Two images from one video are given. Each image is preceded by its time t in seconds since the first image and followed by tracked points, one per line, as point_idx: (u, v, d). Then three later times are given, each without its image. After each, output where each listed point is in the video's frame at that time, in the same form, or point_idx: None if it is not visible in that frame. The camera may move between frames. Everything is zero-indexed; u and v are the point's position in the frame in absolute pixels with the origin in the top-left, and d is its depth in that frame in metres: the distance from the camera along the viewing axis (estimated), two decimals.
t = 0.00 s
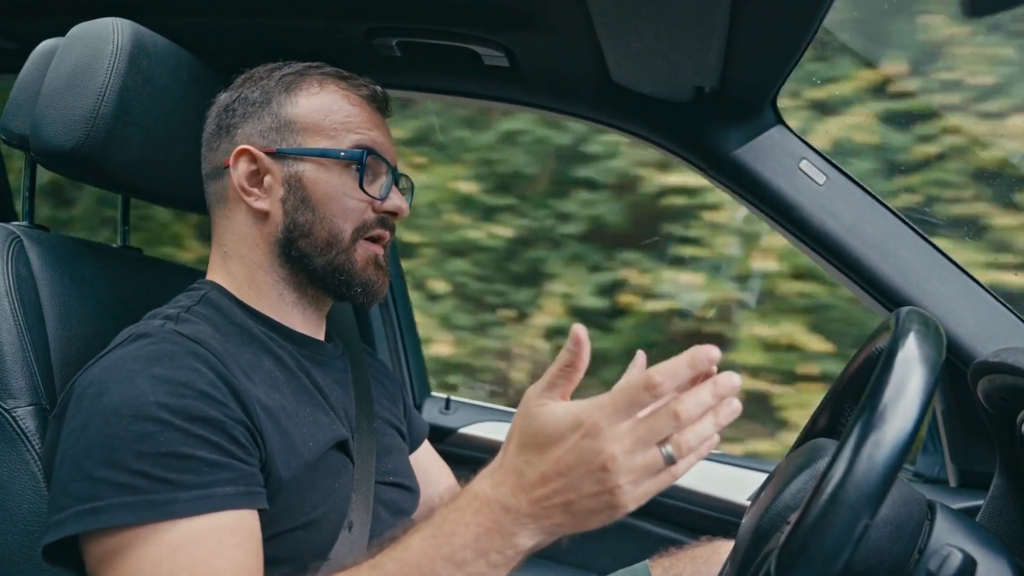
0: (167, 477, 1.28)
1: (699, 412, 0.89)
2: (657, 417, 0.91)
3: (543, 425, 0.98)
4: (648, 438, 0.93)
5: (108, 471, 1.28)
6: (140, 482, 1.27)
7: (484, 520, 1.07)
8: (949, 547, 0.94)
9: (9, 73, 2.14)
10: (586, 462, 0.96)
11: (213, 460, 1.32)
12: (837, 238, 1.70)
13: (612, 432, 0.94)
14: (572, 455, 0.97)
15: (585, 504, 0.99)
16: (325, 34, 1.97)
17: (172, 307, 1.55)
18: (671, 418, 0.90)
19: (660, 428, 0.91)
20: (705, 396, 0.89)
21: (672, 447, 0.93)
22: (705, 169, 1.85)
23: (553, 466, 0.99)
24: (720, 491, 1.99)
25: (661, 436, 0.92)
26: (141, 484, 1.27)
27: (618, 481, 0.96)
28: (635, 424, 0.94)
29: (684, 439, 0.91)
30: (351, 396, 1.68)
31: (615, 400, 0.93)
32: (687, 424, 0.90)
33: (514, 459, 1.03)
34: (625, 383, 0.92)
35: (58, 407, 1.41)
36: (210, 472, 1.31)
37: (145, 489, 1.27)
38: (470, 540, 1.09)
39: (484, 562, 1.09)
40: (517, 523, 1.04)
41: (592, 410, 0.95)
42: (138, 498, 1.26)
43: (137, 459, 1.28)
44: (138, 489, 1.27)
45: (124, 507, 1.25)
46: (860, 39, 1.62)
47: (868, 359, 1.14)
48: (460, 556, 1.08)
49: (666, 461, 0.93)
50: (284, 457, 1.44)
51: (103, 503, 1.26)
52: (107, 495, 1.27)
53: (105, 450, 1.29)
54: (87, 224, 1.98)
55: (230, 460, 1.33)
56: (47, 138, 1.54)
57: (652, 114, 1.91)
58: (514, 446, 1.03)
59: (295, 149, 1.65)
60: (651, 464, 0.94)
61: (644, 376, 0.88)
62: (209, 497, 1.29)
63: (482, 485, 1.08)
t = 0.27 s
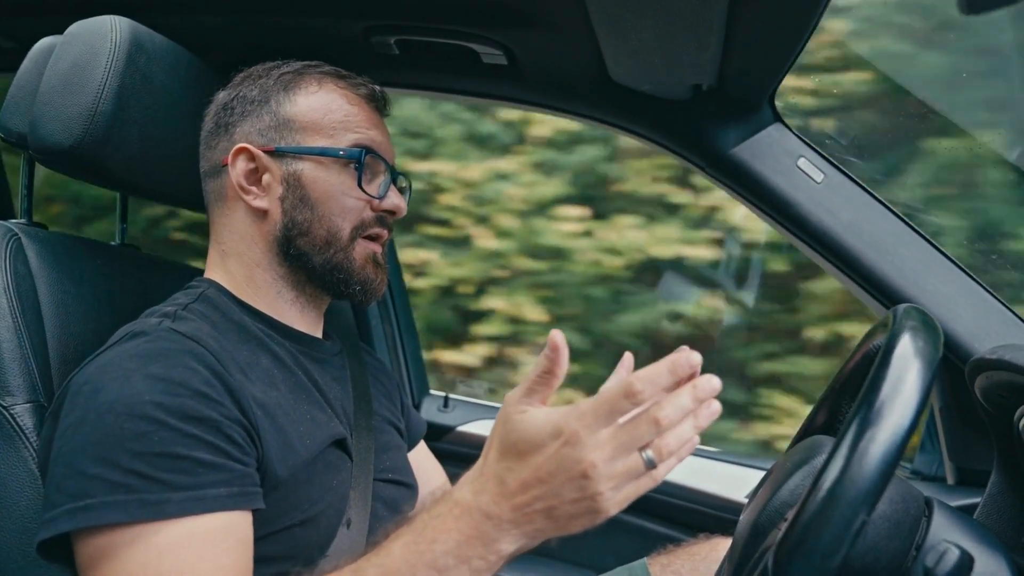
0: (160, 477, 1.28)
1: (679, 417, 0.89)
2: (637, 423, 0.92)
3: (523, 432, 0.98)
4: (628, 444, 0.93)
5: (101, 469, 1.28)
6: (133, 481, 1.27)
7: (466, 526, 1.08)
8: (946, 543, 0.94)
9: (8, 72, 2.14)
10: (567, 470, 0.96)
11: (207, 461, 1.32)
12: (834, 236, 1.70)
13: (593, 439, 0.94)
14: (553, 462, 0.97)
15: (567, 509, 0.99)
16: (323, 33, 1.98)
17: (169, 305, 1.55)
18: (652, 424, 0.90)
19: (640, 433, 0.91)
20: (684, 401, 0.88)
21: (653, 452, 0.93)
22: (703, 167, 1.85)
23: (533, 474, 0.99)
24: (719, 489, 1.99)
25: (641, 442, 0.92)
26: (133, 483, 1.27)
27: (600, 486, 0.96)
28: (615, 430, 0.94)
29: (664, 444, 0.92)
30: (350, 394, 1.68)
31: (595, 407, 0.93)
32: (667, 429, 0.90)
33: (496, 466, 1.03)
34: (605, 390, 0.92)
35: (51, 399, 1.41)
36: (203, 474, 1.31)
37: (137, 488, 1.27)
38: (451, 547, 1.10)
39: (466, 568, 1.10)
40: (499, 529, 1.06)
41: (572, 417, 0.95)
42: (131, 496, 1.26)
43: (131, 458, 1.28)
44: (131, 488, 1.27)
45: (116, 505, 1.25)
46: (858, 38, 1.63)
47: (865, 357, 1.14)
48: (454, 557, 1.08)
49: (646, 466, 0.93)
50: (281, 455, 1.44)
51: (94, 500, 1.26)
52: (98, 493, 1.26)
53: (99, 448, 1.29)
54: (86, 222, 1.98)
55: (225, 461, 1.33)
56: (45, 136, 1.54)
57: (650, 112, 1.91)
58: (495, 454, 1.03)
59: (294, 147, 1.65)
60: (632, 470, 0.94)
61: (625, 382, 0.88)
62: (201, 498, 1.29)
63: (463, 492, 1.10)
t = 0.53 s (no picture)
0: (155, 481, 1.28)
1: (670, 443, 0.89)
2: (627, 452, 0.91)
3: (511, 460, 0.97)
4: (618, 472, 0.92)
5: (96, 471, 1.27)
6: (129, 484, 1.27)
7: (452, 548, 1.09)
8: (948, 546, 0.94)
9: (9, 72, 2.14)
10: (556, 497, 0.96)
11: (203, 465, 1.32)
12: (834, 238, 1.70)
13: (583, 469, 0.94)
14: (541, 491, 0.96)
15: (555, 532, 0.99)
16: (323, 33, 1.98)
17: (169, 306, 1.55)
18: (642, 452, 0.90)
19: (630, 462, 0.91)
20: (676, 426, 0.89)
21: (642, 478, 0.93)
22: (704, 168, 1.85)
23: (521, 498, 0.99)
24: (719, 491, 1.99)
25: (631, 470, 0.92)
26: (128, 486, 1.27)
27: (589, 512, 0.96)
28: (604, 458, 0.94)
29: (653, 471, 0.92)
30: (351, 395, 1.68)
31: (584, 437, 0.92)
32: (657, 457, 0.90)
33: (483, 487, 1.03)
34: (594, 419, 0.92)
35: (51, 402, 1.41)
36: (199, 478, 1.31)
37: (132, 491, 1.27)
38: (437, 565, 1.11)
39: None
40: (485, 549, 1.06)
41: (560, 448, 0.94)
42: (125, 499, 1.26)
43: (126, 461, 1.28)
44: (126, 491, 1.26)
45: (110, 508, 1.25)
46: (858, 39, 1.63)
47: (866, 358, 1.14)
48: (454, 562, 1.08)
49: (635, 492, 0.93)
50: (280, 456, 1.44)
51: (88, 502, 1.25)
52: (92, 495, 1.26)
53: (96, 449, 1.29)
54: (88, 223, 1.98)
55: (221, 465, 1.33)
56: (46, 137, 1.54)
57: (651, 113, 1.91)
58: (482, 477, 1.03)
59: (292, 149, 1.65)
60: (621, 496, 0.94)
61: (617, 414, 0.88)
62: (196, 503, 1.29)
63: (448, 511, 1.10)
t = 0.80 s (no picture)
0: (155, 484, 1.28)
1: (660, 464, 0.90)
2: (617, 474, 0.91)
3: (499, 478, 0.97)
4: (608, 493, 0.92)
5: (97, 473, 1.27)
6: (130, 486, 1.27)
7: (441, 561, 1.08)
8: (951, 549, 0.93)
9: (9, 72, 2.14)
10: (544, 518, 0.95)
11: (204, 467, 1.32)
12: (835, 239, 1.70)
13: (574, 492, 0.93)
14: (530, 511, 0.95)
15: (543, 548, 0.98)
16: (324, 34, 1.97)
17: (170, 308, 1.55)
18: (633, 474, 0.90)
19: (620, 483, 0.91)
20: (667, 448, 0.90)
21: (632, 496, 0.92)
22: (705, 169, 1.85)
23: (510, 517, 0.98)
24: (722, 492, 1.98)
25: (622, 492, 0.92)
26: (128, 488, 1.26)
27: (578, 530, 0.95)
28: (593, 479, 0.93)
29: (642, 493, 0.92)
30: (353, 395, 1.68)
31: (574, 459, 0.92)
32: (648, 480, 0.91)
33: (471, 504, 1.02)
34: (584, 444, 0.92)
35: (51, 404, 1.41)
36: (199, 480, 1.31)
37: (132, 493, 1.26)
38: None
39: None
40: (473, 565, 1.06)
41: (550, 469, 0.93)
42: (125, 502, 1.25)
43: (127, 463, 1.28)
44: (126, 493, 1.26)
45: (110, 510, 1.24)
46: (859, 41, 1.62)
47: (869, 360, 1.14)
48: (456, 564, 1.07)
49: (625, 510, 0.93)
50: (282, 457, 1.44)
51: (88, 504, 1.25)
52: (93, 497, 1.25)
53: (97, 450, 1.29)
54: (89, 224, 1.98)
55: (221, 467, 1.33)
56: (47, 138, 1.54)
57: (652, 114, 1.90)
58: (469, 493, 1.02)
59: (283, 151, 1.64)
60: (610, 518, 0.94)
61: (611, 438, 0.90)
62: (197, 505, 1.29)
63: (437, 526, 1.10)
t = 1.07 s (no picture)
0: (156, 481, 1.27)
1: (651, 461, 0.92)
2: (609, 473, 0.92)
3: (489, 480, 0.95)
4: (600, 491, 0.92)
5: (97, 470, 1.26)
6: (130, 483, 1.26)
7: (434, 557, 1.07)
8: (954, 546, 0.93)
9: (8, 71, 2.13)
10: (537, 516, 0.94)
11: (206, 464, 1.31)
12: (837, 235, 1.69)
13: (567, 492, 0.93)
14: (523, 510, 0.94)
15: (535, 547, 0.97)
16: (324, 32, 1.97)
17: (170, 305, 1.54)
18: (625, 472, 0.91)
19: (612, 481, 0.92)
20: (657, 444, 0.92)
21: (623, 491, 0.93)
22: (706, 166, 1.84)
23: (502, 517, 0.97)
24: (725, 491, 1.97)
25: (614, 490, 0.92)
26: (129, 486, 1.26)
27: (569, 528, 0.94)
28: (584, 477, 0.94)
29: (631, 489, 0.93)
30: (353, 393, 1.67)
31: (566, 460, 0.93)
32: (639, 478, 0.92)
33: (463, 504, 1.01)
34: (574, 446, 0.93)
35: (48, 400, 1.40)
36: (200, 477, 1.30)
37: (133, 491, 1.25)
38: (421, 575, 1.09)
39: None
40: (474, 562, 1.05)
41: (542, 469, 0.93)
42: (126, 499, 1.24)
43: (128, 461, 1.27)
44: (127, 490, 1.25)
45: (111, 507, 1.23)
46: (861, 37, 1.62)
47: (872, 357, 1.13)
48: (456, 562, 1.06)
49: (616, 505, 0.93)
50: (283, 454, 1.43)
51: (89, 501, 1.24)
52: (93, 494, 1.25)
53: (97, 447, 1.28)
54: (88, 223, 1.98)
55: (222, 464, 1.33)
56: (46, 136, 1.54)
57: (653, 111, 1.90)
58: (461, 493, 1.00)
59: (284, 148, 1.64)
60: (601, 515, 0.94)
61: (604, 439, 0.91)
62: (198, 502, 1.28)
63: (431, 523, 1.09)
